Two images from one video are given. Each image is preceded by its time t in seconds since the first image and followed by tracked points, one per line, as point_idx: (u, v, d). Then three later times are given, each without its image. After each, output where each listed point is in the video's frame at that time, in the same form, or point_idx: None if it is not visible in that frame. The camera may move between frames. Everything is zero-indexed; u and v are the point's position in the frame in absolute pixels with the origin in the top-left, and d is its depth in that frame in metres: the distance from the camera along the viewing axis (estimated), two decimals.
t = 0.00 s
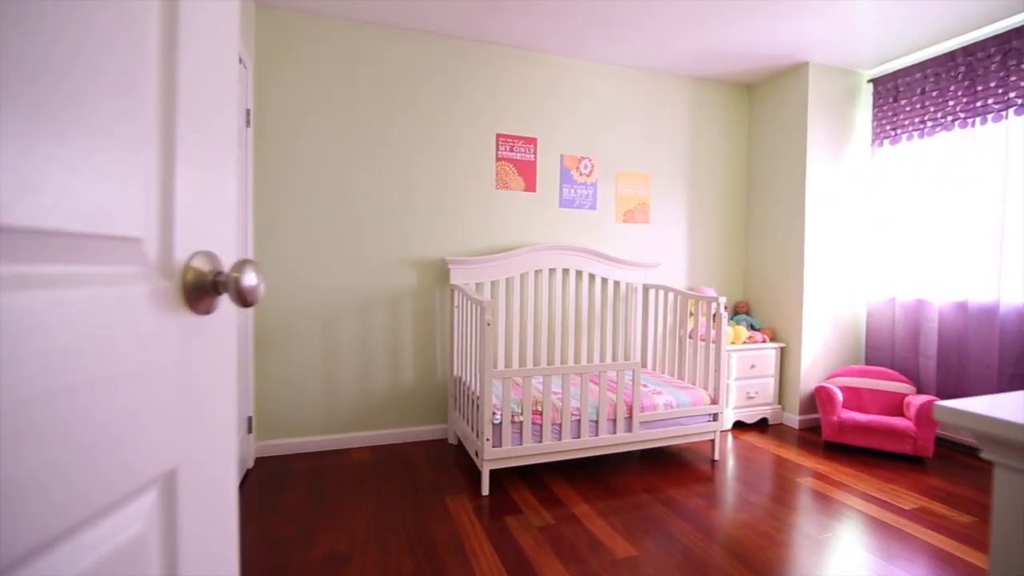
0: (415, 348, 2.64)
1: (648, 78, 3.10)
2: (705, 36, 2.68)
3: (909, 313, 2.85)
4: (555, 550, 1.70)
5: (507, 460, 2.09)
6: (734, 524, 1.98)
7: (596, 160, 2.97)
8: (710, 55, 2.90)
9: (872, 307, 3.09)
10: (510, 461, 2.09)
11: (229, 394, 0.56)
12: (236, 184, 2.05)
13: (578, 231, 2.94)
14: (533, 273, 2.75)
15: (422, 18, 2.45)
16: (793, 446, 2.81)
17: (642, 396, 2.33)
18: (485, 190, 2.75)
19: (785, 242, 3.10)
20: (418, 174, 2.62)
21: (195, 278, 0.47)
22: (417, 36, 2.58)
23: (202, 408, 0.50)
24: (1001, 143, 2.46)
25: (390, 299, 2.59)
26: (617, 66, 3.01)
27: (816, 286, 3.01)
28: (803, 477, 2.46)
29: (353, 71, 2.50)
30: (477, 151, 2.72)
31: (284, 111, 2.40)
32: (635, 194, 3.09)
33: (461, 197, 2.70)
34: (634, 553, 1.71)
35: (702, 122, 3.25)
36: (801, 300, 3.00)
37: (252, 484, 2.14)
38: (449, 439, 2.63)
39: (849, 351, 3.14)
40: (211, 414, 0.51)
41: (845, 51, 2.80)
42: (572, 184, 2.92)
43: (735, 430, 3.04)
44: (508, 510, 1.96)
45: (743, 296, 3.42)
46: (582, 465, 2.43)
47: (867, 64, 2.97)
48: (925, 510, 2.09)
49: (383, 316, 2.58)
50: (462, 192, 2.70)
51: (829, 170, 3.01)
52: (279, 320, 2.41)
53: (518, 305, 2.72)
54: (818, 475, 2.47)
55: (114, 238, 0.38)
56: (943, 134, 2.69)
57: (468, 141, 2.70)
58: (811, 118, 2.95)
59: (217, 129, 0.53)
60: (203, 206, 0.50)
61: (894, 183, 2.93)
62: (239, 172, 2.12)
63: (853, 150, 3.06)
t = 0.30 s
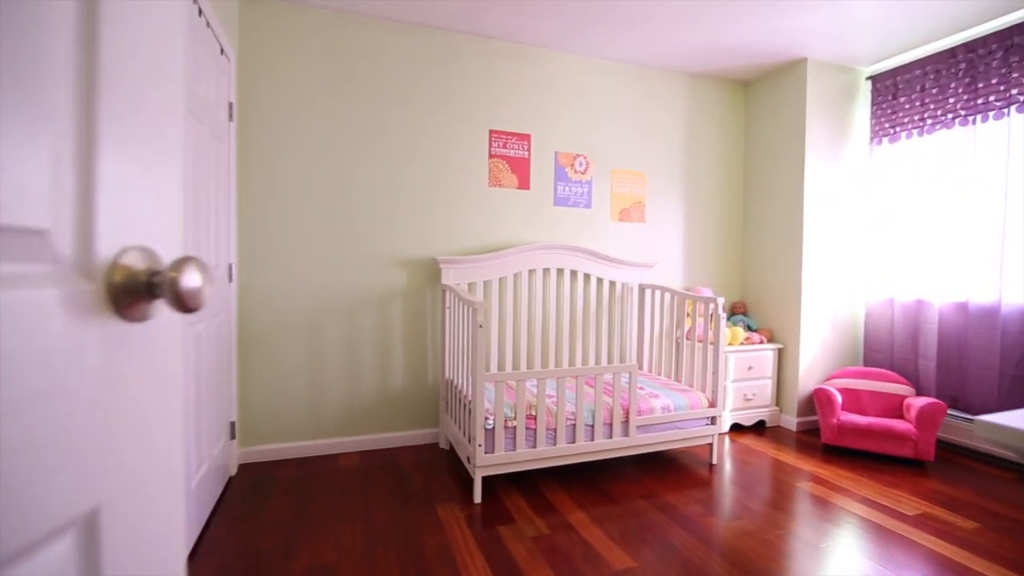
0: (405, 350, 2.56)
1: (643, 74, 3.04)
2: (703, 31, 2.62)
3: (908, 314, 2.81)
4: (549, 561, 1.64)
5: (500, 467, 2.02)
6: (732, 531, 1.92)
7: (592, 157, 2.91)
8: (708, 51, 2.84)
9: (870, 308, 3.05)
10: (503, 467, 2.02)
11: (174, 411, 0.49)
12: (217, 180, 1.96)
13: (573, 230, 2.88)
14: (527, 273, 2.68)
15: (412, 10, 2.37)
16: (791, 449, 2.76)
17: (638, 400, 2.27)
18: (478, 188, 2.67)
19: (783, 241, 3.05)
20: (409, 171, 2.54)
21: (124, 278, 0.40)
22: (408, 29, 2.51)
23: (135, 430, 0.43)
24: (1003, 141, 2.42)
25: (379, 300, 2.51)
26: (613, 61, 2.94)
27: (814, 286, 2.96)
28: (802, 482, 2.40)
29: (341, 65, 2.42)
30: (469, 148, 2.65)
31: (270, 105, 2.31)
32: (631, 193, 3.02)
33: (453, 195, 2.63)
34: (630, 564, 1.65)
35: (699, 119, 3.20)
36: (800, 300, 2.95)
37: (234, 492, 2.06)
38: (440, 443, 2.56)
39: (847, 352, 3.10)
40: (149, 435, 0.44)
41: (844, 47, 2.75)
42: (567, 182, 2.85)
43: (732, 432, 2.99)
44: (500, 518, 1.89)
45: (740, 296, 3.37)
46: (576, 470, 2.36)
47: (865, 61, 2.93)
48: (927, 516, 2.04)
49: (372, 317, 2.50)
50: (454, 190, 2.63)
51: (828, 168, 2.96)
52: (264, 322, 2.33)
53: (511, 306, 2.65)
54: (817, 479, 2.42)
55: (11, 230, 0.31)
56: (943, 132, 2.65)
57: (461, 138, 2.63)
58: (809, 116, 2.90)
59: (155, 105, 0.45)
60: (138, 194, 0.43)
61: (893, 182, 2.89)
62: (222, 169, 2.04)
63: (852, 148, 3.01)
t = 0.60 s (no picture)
0: (387, 353, 2.48)
1: (632, 71, 2.99)
2: (693, 28, 2.58)
3: (896, 314, 2.79)
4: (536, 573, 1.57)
5: (485, 474, 1.95)
6: (725, 537, 1.87)
7: (580, 155, 2.85)
8: (697, 48, 2.80)
9: (858, 308, 3.03)
10: (489, 475, 1.95)
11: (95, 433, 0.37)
12: (187, 175, 1.87)
13: (561, 230, 2.82)
14: (513, 273, 2.61)
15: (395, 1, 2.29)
16: (781, 451, 2.73)
17: (628, 403, 2.22)
18: (463, 186, 2.60)
19: (772, 241, 3.02)
20: (391, 168, 2.46)
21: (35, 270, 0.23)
22: (392, 22, 2.43)
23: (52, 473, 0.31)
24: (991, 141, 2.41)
25: (361, 301, 2.43)
26: (602, 58, 2.89)
27: (803, 287, 2.94)
28: (792, 485, 2.37)
29: (321, 57, 2.33)
30: (454, 145, 2.58)
31: (246, 99, 2.22)
32: (620, 192, 2.97)
33: (438, 193, 2.55)
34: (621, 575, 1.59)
35: (688, 118, 3.16)
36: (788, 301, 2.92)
37: (207, 503, 1.96)
38: (424, 449, 2.48)
39: (836, 353, 3.08)
40: (62, 495, 0.29)
41: (833, 46, 2.74)
42: (554, 180, 2.79)
43: (721, 435, 2.95)
44: (486, 528, 1.82)
45: (728, 297, 3.34)
46: (564, 476, 2.30)
47: (853, 61, 2.91)
48: (920, 519, 2.01)
49: (353, 319, 2.42)
50: (438, 188, 2.55)
51: (816, 168, 2.94)
52: (239, 325, 2.23)
53: (498, 307, 2.58)
54: (807, 482, 2.39)
55: None
56: (931, 131, 2.64)
57: (445, 134, 2.56)
58: (798, 116, 2.88)
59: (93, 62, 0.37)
60: (36, 139, 0.27)
61: (882, 182, 2.88)
62: (193, 163, 1.94)
63: (840, 148, 3.00)
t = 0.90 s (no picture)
0: (360, 357, 2.39)
1: (612, 69, 2.95)
2: (673, 27, 2.55)
3: (872, 315, 2.81)
4: None
5: (462, 483, 1.88)
6: (706, 541, 1.84)
7: (559, 153, 2.80)
8: (676, 48, 2.78)
9: (835, 309, 3.05)
10: (465, 483, 1.88)
11: None
12: (142, 169, 1.75)
13: (540, 230, 2.76)
14: (491, 274, 2.54)
15: None
16: (760, 453, 2.72)
17: (608, 406, 2.17)
18: (439, 184, 2.52)
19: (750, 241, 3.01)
20: (363, 166, 2.37)
21: None
22: (364, 13, 2.34)
23: None
24: (964, 143, 2.44)
25: (332, 303, 2.33)
26: (581, 55, 2.85)
27: (781, 288, 2.94)
28: (772, 487, 2.35)
29: (289, 48, 2.23)
30: (430, 141, 2.50)
31: (209, 90, 2.11)
32: (600, 191, 2.93)
33: (413, 191, 2.47)
34: None
35: (668, 118, 3.14)
36: (766, 302, 2.92)
37: (164, 518, 1.84)
38: (399, 457, 2.39)
39: (813, 353, 3.09)
40: None
41: (810, 48, 2.74)
42: (533, 178, 2.73)
43: (701, 436, 2.93)
44: (463, 539, 1.75)
45: (707, 298, 3.33)
46: (544, 482, 2.24)
47: (830, 63, 2.93)
48: (899, 520, 2.01)
49: (324, 322, 2.31)
50: (413, 186, 2.47)
51: (794, 169, 2.94)
52: (201, 329, 2.12)
53: (475, 309, 2.51)
54: (786, 483, 2.38)
55: None
56: (906, 134, 2.67)
57: (421, 131, 2.47)
58: (776, 116, 2.87)
59: None
60: None
61: (858, 183, 2.89)
62: (149, 157, 1.82)
63: (817, 149, 3.01)
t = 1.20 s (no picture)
0: (321, 364, 2.28)
1: (583, 68, 2.91)
2: (644, 27, 2.52)
3: (837, 315, 2.86)
4: None
5: (428, 495, 1.80)
6: (678, 547, 1.81)
7: (529, 152, 2.74)
8: (648, 48, 2.76)
9: (801, 310, 3.09)
10: (431, 495, 1.80)
11: None
12: (76, 163, 1.61)
13: (509, 230, 2.69)
14: (460, 275, 2.46)
15: None
16: (729, 453, 2.72)
17: (579, 412, 2.13)
18: (405, 182, 2.43)
19: (719, 243, 3.02)
20: (324, 162, 2.26)
21: None
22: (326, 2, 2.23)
23: None
24: (923, 147, 2.49)
25: (290, 307, 2.21)
26: (552, 53, 2.80)
27: (750, 290, 2.96)
28: (741, 487, 2.36)
29: (244, 37, 2.10)
30: (395, 138, 2.40)
31: (154, 80, 1.96)
32: (571, 191, 2.89)
33: (378, 189, 2.37)
34: None
35: (639, 119, 3.12)
36: (735, 304, 2.94)
37: (103, 541, 1.70)
38: (363, 467, 2.29)
39: (780, 353, 3.13)
40: None
41: (777, 51, 2.76)
42: (503, 177, 2.66)
43: (671, 438, 2.93)
44: (429, 554, 1.67)
45: (677, 300, 3.33)
46: (514, 491, 2.18)
47: (796, 67, 2.96)
48: (864, 520, 2.02)
49: (281, 327, 2.20)
50: (377, 184, 2.37)
51: (762, 172, 2.97)
52: (146, 336, 1.97)
53: (443, 312, 2.43)
54: (755, 483, 2.39)
55: None
56: (868, 138, 2.72)
57: (386, 127, 2.38)
58: (745, 119, 2.89)
59: None
60: None
61: (823, 186, 2.94)
62: (85, 150, 1.68)
63: (784, 152, 3.04)
